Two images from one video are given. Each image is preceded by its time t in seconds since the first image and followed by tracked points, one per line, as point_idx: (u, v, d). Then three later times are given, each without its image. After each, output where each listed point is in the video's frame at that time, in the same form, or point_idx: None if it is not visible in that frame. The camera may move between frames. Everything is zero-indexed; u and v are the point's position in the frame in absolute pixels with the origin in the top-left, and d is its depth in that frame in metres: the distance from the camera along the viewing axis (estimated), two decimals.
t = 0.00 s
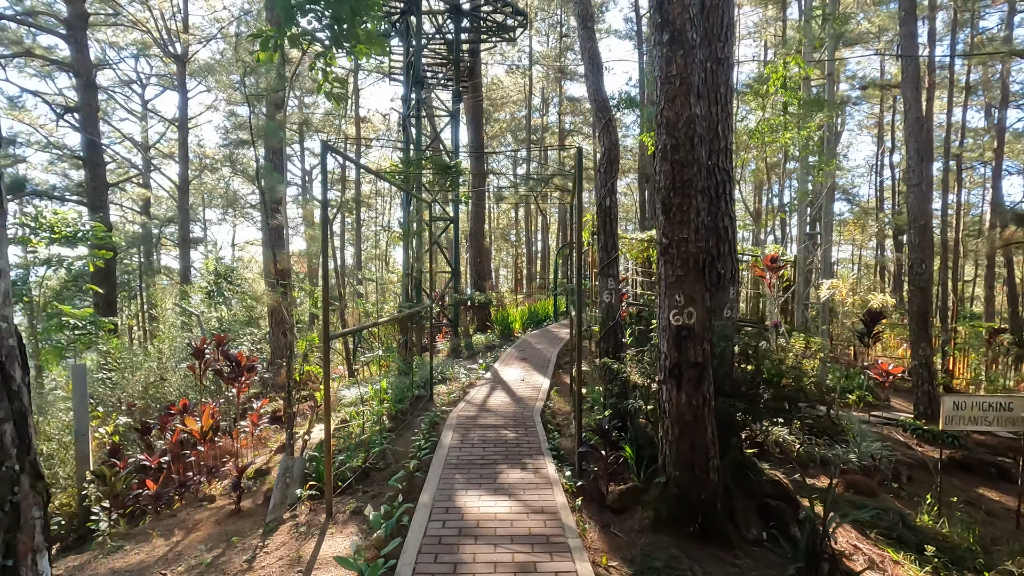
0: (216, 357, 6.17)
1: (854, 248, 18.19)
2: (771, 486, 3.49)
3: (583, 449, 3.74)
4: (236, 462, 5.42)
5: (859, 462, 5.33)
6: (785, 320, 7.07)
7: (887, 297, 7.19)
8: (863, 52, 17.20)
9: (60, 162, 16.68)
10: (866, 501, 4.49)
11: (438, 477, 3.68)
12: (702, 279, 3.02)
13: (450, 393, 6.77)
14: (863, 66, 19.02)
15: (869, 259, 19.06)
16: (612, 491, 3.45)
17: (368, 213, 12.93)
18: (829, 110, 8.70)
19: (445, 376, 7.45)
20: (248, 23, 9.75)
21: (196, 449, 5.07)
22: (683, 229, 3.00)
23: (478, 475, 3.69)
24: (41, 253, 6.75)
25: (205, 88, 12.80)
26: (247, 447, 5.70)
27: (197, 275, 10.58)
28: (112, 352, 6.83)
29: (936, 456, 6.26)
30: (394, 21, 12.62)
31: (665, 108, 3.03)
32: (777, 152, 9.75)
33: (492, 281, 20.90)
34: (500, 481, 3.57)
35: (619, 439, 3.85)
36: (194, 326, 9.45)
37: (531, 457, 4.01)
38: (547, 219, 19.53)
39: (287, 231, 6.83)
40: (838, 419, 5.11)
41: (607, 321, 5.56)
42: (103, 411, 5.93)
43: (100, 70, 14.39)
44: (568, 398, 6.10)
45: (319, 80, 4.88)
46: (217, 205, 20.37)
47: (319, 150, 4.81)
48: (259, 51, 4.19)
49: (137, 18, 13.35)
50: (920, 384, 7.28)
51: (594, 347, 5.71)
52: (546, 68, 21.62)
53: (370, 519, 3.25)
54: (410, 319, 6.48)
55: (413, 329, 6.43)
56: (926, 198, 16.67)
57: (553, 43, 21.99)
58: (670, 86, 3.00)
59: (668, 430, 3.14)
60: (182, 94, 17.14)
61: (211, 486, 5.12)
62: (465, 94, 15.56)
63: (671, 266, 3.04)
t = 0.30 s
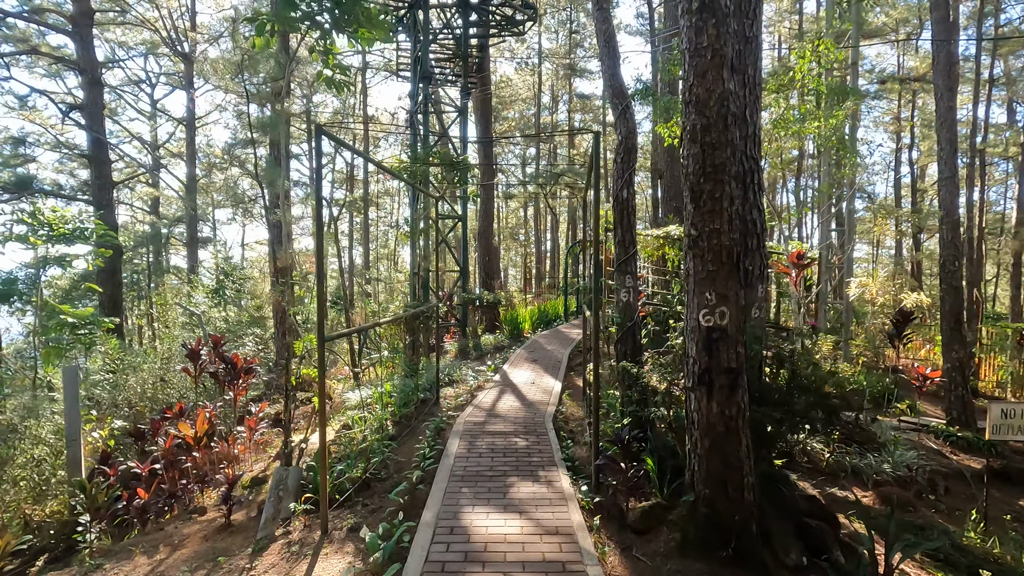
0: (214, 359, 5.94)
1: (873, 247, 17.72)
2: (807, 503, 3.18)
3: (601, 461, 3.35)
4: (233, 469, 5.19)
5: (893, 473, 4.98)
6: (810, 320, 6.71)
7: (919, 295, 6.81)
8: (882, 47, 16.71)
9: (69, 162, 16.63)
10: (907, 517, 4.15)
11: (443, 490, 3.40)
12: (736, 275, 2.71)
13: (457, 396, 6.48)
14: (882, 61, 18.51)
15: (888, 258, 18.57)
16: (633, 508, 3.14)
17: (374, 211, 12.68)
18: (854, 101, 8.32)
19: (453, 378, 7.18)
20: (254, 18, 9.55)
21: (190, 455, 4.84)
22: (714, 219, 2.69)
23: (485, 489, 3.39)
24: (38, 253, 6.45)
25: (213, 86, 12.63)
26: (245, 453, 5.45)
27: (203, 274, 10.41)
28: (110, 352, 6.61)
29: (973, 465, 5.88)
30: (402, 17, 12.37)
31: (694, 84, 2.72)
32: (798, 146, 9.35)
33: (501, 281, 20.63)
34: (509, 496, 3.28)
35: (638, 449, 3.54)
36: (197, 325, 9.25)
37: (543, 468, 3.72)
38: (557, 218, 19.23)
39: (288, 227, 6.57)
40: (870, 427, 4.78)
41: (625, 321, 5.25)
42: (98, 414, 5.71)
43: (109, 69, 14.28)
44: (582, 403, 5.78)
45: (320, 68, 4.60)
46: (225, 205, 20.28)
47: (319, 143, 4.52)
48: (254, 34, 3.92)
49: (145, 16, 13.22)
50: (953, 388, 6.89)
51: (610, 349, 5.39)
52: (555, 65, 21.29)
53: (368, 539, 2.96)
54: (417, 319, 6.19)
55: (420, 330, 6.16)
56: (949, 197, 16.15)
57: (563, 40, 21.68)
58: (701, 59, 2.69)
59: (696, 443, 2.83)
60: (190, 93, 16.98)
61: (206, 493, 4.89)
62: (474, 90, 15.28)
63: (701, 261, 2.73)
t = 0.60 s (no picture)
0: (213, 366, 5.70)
1: (892, 251, 17.26)
2: (853, 528, 2.87)
3: (622, 481, 3.06)
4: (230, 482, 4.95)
5: (934, 490, 4.63)
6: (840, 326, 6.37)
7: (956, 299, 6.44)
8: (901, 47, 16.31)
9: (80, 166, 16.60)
10: (955, 541, 3.80)
11: (451, 512, 3.11)
12: (779, 276, 2.40)
13: (466, 405, 6.20)
14: (901, 61, 18.08)
15: (907, 262, 18.07)
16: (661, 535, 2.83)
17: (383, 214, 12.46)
18: (880, 98, 7.95)
19: (461, 386, 6.90)
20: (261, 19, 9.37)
21: (186, 467, 4.61)
22: (755, 212, 2.39)
23: (497, 511, 3.10)
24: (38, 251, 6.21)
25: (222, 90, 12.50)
26: (244, 465, 5.19)
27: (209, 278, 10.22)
28: (109, 358, 6.37)
29: (1018, 480, 5.46)
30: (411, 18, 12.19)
31: (731, 62, 2.43)
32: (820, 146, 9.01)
33: (510, 286, 20.35)
34: (524, 519, 2.98)
35: (664, 468, 3.24)
36: (200, 330, 9.03)
37: (559, 486, 3.42)
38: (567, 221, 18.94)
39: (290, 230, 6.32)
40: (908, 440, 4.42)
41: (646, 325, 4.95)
42: (92, 422, 5.48)
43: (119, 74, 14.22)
44: (597, 413, 5.47)
45: (324, 62, 4.36)
46: (233, 209, 20.19)
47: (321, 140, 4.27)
48: (256, 24, 3.69)
49: (154, 21, 13.11)
50: (991, 398, 6.51)
51: (628, 356, 5.09)
52: (565, 68, 21.04)
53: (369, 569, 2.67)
54: (425, 325, 5.92)
55: (428, 336, 5.89)
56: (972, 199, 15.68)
57: (572, 43, 21.44)
58: (740, 32, 2.39)
59: (733, 465, 2.52)
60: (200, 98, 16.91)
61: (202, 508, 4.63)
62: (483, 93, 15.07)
63: (738, 260, 2.44)
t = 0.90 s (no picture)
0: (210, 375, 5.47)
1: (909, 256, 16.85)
2: (905, 561, 2.60)
3: (646, 507, 2.78)
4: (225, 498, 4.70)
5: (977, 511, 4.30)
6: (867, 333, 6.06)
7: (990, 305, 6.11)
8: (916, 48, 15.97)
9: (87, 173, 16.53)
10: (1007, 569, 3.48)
11: (457, 539, 2.84)
12: (829, 280, 2.13)
13: (474, 416, 5.94)
14: (916, 63, 17.72)
15: (924, 267, 17.64)
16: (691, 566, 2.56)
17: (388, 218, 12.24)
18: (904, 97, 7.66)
19: (469, 395, 6.63)
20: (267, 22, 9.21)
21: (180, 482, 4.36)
22: (800, 209, 2.12)
23: (508, 538, 2.83)
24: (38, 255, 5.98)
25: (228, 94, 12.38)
26: (241, 479, 4.95)
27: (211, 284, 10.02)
28: (107, 367, 6.16)
29: None
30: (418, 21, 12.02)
31: (771, 41, 2.18)
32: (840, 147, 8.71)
33: (517, 291, 20.07)
34: (539, 547, 2.71)
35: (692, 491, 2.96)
36: (202, 337, 8.82)
37: (575, 509, 3.15)
38: (575, 227, 18.65)
39: (290, 235, 6.08)
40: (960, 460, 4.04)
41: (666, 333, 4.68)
42: (85, 433, 5.25)
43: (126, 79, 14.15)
44: (612, 427, 5.18)
45: (326, 58, 4.14)
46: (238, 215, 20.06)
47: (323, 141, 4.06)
48: (249, 14, 3.45)
49: (162, 26, 13.04)
50: None
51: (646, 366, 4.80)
52: (573, 72, 20.82)
53: None
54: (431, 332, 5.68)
55: (434, 344, 5.64)
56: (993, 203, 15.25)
57: (580, 47, 21.22)
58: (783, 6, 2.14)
59: (774, 493, 2.25)
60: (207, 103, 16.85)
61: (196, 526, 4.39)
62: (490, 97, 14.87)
63: (781, 264, 2.16)
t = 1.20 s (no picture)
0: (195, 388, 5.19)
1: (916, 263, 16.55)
2: None
3: (663, 542, 2.49)
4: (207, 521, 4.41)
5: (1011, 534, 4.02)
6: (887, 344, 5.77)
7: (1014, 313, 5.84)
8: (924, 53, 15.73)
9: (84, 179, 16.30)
10: None
11: None
12: (877, 288, 1.87)
13: (473, 430, 5.65)
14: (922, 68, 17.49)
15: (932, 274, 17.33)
16: None
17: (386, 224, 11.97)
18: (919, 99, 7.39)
19: (468, 408, 6.34)
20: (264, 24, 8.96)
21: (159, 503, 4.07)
22: (844, 206, 1.86)
23: None
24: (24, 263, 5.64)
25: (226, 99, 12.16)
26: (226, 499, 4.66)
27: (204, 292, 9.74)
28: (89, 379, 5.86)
29: None
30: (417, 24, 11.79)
31: (809, 16, 1.92)
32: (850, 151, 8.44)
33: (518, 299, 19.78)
34: None
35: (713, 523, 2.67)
36: (193, 347, 8.53)
37: (583, 541, 2.86)
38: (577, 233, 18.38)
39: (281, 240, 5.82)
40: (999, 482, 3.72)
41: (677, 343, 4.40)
42: (62, 450, 4.95)
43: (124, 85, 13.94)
44: (619, 443, 4.88)
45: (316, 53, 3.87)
46: (236, 221, 19.82)
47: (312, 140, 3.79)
48: (232, 7, 3.22)
49: (160, 31, 12.84)
50: None
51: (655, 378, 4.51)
52: (574, 78, 20.59)
53: None
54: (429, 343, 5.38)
55: (431, 355, 5.35)
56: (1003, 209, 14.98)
57: (581, 53, 21.00)
58: None
59: (814, 533, 1.97)
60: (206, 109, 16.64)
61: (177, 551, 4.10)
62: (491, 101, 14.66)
63: (821, 269, 1.90)
